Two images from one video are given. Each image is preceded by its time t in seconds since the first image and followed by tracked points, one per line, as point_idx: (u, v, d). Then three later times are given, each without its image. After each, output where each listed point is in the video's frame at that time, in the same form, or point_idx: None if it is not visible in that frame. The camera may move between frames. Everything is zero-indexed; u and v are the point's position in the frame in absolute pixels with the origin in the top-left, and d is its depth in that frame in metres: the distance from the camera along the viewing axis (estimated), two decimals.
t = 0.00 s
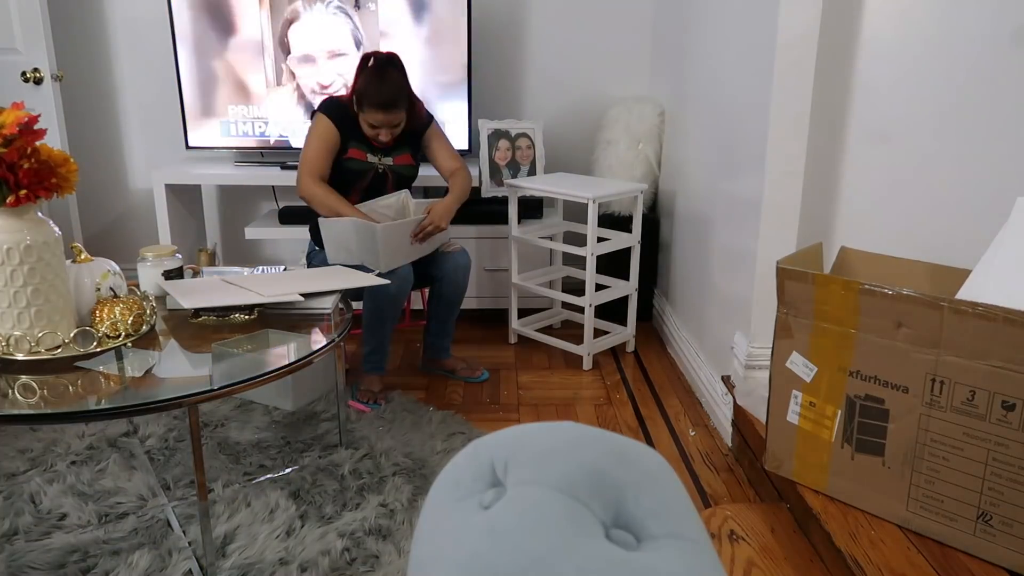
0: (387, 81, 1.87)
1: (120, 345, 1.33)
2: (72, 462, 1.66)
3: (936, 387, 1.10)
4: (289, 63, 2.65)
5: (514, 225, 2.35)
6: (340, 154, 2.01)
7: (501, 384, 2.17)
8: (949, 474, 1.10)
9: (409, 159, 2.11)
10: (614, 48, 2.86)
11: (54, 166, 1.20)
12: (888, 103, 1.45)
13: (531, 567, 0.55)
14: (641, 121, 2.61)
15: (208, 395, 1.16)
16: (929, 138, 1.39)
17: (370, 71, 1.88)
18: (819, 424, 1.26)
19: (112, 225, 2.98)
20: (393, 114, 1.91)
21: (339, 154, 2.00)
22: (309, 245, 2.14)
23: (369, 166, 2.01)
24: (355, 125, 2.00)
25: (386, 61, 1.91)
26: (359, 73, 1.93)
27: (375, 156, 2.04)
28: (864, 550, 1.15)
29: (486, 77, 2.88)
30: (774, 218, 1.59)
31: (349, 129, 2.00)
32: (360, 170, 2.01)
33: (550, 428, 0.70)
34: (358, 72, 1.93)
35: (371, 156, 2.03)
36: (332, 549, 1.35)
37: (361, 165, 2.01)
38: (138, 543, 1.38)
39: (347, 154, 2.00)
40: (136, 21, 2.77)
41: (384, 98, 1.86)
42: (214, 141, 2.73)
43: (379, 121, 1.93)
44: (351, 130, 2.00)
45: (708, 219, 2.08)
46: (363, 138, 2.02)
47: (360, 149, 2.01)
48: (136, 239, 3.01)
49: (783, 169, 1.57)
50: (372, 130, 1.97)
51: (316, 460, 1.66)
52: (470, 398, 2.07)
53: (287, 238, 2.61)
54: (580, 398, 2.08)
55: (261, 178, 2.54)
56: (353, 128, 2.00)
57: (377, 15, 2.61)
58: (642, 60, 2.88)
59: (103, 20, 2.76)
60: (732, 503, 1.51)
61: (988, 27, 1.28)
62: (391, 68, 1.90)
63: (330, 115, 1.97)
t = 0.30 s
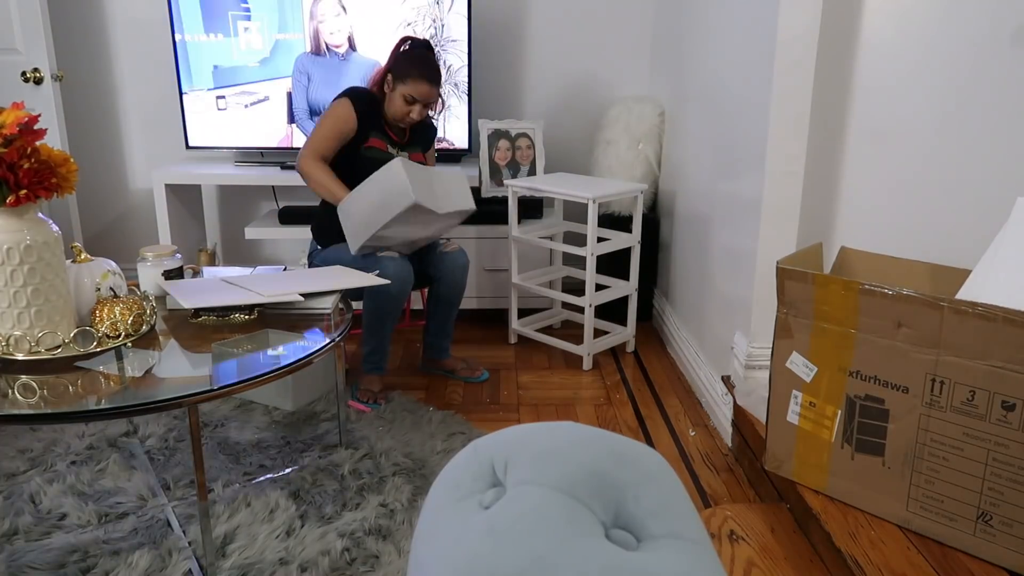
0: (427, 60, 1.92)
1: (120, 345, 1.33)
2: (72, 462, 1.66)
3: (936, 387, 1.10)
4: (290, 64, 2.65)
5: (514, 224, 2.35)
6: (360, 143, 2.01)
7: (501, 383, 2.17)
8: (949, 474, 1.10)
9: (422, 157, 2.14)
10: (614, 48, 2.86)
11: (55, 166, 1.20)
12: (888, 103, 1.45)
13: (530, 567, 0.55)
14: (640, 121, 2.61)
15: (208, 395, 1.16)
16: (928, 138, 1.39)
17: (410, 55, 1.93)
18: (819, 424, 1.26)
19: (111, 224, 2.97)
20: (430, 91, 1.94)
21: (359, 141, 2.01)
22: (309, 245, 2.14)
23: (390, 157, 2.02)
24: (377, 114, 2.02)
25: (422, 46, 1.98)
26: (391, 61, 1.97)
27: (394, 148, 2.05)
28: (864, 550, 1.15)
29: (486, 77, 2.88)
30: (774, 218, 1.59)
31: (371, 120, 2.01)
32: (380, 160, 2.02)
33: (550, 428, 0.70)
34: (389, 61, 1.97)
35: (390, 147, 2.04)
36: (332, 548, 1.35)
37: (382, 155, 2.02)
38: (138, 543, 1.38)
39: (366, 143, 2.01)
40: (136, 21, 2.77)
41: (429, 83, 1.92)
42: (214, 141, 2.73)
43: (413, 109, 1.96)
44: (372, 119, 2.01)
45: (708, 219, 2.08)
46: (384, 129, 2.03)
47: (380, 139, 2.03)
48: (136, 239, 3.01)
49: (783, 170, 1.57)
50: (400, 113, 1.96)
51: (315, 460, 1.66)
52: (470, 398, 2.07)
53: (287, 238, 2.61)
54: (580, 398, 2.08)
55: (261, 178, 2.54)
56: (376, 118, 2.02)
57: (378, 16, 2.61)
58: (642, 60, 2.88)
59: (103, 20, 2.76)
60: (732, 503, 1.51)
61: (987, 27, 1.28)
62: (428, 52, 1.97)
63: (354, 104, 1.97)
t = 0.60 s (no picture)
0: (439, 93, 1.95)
1: (120, 345, 1.33)
2: (72, 462, 1.66)
3: (936, 387, 1.10)
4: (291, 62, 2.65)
5: (514, 224, 2.35)
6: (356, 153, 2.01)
7: (501, 384, 2.17)
8: (949, 475, 1.10)
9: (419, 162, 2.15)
10: (614, 48, 2.86)
11: (55, 166, 1.20)
12: (888, 102, 1.44)
13: (530, 567, 0.55)
14: (640, 121, 2.61)
15: (208, 395, 1.16)
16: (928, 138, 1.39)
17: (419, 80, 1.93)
18: (819, 424, 1.26)
19: (111, 224, 2.98)
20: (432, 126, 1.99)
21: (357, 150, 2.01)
22: (309, 245, 2.14)
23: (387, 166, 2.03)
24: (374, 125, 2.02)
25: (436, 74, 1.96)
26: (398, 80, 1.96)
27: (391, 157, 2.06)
28: (864, 550, 1.15)
29: (486, 77, 2.88)
30: (774, 218, 1.59)
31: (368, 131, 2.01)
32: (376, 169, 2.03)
33: (550, 428, 0.70)
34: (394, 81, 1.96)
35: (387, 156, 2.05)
36: (332, 548, 1.35)
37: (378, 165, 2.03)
38: (138, 543, 1.38)
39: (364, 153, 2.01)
40: (136, 21, 2.77)
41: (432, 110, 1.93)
42: (214, 141, 2.73)
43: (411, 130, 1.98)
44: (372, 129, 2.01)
45: (708, 219, 2.08)
46: (381, 139, 2.03)
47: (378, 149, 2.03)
48: (136, 239, 3.01)
49: (783, 170, 1.57)
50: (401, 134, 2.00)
51: (316, 460, 1.66)
52: (470, 398, 2.07)
53: (287, 238, 2.61)
54: (580, 398, 2.08)
55: (261, 178, 2.54)
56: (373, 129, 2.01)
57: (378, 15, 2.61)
58: (642, 60, 2.88)
59: (103, 20, 2.76)
60: (732, 503, 1.51)
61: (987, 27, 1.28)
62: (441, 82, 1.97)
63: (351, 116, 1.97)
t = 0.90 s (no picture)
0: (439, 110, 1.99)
1: (120, 345, 1.33)
2: (72, 462, 1.66)
3: (936, 387, 1.10)
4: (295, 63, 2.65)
5: (514, 224, 2.35)
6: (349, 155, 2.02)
7: (501, 384, 2.17)
8: (949, 474, 1.10)
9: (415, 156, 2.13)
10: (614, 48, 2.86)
11: (54, 166, 1.21)
12: (888, 103, 1.44)
13: (531, 567, 0.55)
14: (640, 121, 2.61)
15: (208, 395, 1.16)
16: (928, 138, 1.39)
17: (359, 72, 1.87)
18: (819, 424, 1.26)
19: (111, 225, 2.98)
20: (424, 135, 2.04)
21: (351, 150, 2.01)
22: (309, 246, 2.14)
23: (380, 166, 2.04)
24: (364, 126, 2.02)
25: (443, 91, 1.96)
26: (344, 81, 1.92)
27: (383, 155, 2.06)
28: (864, 550, 1.15)
29: (486, 77, 2.88)
30: (774, 218, 1.59)
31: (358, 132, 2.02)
32: (369, 169, 2.03)
33: (550, 428, 0.70)
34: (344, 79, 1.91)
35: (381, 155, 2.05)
36: (332, 549, 1.35)
37: (371, 164, 2.04)
38: (139, 543, 1.38)
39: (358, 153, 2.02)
40: (135, 21, 2.77)
41: (382, 97, 1.87)
42: (214, 141, 2.73)
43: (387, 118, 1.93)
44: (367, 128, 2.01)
45: (708, 219, 2.08)
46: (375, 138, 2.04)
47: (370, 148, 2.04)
48: (136, 239, 3.01)
49: (783, 170, 1.57)
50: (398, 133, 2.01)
51: (316, 460, 1.66)
52: (470, 398, 2.07)
53: (287, 238, 2.61)
54: (580, 398, 2.08)
55: (261, 178, 2.54)
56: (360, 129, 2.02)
57: (377, 16, 2.62)
58: (642, 60, 2.88)
59: (103, 20, 2.76)
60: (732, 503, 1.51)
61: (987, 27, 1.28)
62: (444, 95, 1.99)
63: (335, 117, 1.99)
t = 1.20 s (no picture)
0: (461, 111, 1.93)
1: (120, 346, 1.33)
2: (72, 462, 1.66)
3: (936, 387, 1.10)
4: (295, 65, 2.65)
5: (514, 224, 2.35)
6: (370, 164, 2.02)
7: (501, 384, 2.17)
8: (949, 474, 1.10)
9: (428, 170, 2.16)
10: (614, 47, 2.86)
11: (54, 166, 1.21)
12: (888, 102, 1.44)
13: (531, 567, 0.55)
14: (640, 121, 2.61)
15: (208, 396, 1.16)
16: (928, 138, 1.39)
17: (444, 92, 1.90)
18: (819, 424, 1.26)
19: (111, 225, 2.98)
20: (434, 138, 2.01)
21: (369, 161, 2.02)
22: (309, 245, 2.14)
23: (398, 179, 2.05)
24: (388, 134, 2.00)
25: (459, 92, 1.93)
26: (421, 88, 1.92)
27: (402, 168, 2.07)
28: (864, 550, 1.15)
29: (486, 77, 2.88)
30: (774, 218, 1.59)
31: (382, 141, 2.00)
32: (388, 180, 2.05)
33: (550, 428, 0.70)
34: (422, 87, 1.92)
35: (399, 167, 2.06)
36: (332, 549, 1.35)
37: (390, 176, 2.05)
38: (139, 543, 1.38)
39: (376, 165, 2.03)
40: (136, 21, 2.77)
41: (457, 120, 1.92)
42: (214, 141, 2.73)
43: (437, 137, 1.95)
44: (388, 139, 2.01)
45: (708, 219, 2.08)
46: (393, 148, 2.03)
47: (389, 159, 2.04)
48: (136, 239, 3.01)
49: (783, 169, 1.57)
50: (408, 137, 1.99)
51: (316, 460, 1.66)
52: (470, 397, 2.08)
53: (287, 238, 2.60)
54: (580, 398, 2.08)
55: (261, 178, 2.54)
56: (385, 139, 2.00)
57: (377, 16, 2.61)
58: (642, 59, 2.88)
59: (103, 20, 2.76)
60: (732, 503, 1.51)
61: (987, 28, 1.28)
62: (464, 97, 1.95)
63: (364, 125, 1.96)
